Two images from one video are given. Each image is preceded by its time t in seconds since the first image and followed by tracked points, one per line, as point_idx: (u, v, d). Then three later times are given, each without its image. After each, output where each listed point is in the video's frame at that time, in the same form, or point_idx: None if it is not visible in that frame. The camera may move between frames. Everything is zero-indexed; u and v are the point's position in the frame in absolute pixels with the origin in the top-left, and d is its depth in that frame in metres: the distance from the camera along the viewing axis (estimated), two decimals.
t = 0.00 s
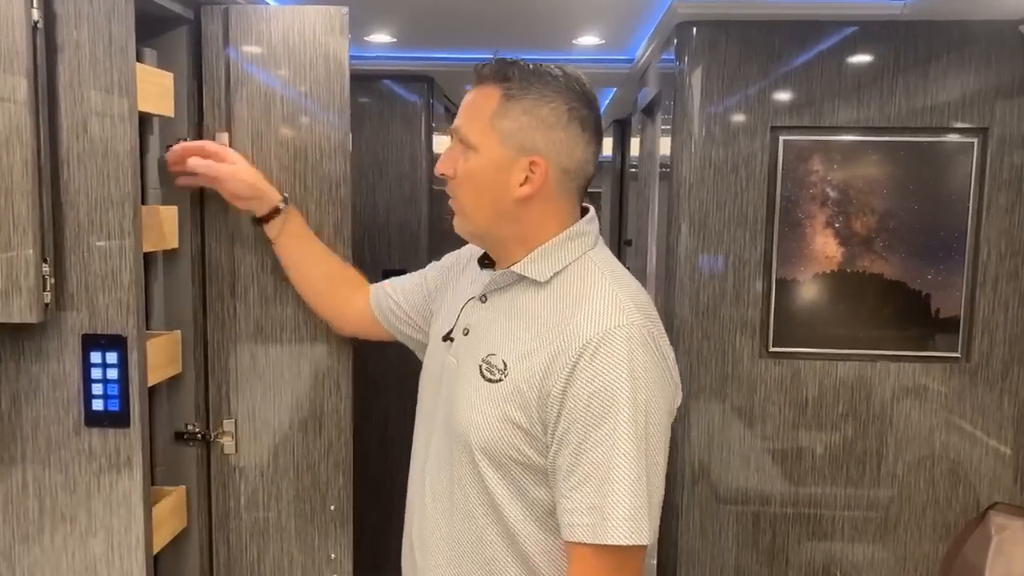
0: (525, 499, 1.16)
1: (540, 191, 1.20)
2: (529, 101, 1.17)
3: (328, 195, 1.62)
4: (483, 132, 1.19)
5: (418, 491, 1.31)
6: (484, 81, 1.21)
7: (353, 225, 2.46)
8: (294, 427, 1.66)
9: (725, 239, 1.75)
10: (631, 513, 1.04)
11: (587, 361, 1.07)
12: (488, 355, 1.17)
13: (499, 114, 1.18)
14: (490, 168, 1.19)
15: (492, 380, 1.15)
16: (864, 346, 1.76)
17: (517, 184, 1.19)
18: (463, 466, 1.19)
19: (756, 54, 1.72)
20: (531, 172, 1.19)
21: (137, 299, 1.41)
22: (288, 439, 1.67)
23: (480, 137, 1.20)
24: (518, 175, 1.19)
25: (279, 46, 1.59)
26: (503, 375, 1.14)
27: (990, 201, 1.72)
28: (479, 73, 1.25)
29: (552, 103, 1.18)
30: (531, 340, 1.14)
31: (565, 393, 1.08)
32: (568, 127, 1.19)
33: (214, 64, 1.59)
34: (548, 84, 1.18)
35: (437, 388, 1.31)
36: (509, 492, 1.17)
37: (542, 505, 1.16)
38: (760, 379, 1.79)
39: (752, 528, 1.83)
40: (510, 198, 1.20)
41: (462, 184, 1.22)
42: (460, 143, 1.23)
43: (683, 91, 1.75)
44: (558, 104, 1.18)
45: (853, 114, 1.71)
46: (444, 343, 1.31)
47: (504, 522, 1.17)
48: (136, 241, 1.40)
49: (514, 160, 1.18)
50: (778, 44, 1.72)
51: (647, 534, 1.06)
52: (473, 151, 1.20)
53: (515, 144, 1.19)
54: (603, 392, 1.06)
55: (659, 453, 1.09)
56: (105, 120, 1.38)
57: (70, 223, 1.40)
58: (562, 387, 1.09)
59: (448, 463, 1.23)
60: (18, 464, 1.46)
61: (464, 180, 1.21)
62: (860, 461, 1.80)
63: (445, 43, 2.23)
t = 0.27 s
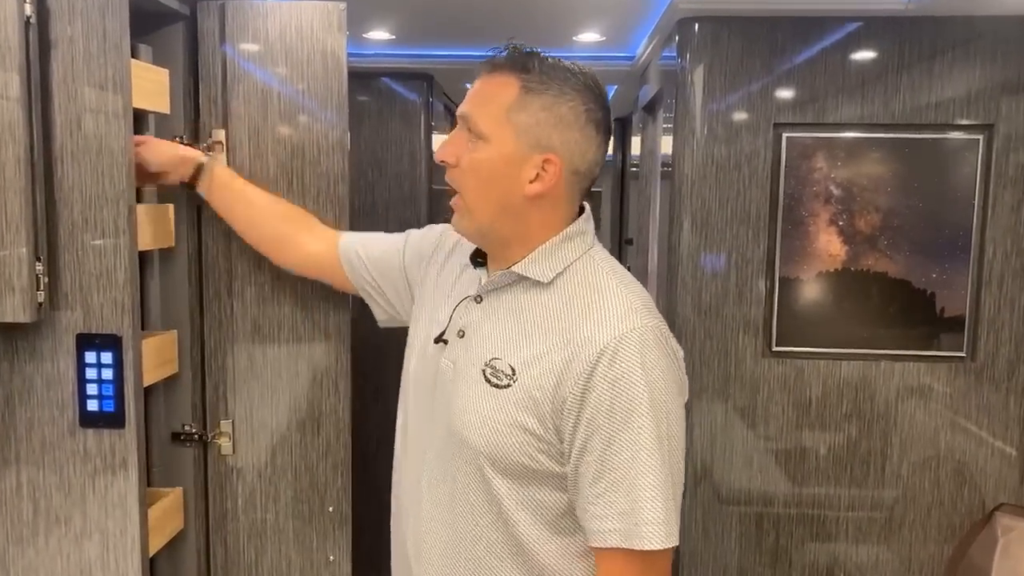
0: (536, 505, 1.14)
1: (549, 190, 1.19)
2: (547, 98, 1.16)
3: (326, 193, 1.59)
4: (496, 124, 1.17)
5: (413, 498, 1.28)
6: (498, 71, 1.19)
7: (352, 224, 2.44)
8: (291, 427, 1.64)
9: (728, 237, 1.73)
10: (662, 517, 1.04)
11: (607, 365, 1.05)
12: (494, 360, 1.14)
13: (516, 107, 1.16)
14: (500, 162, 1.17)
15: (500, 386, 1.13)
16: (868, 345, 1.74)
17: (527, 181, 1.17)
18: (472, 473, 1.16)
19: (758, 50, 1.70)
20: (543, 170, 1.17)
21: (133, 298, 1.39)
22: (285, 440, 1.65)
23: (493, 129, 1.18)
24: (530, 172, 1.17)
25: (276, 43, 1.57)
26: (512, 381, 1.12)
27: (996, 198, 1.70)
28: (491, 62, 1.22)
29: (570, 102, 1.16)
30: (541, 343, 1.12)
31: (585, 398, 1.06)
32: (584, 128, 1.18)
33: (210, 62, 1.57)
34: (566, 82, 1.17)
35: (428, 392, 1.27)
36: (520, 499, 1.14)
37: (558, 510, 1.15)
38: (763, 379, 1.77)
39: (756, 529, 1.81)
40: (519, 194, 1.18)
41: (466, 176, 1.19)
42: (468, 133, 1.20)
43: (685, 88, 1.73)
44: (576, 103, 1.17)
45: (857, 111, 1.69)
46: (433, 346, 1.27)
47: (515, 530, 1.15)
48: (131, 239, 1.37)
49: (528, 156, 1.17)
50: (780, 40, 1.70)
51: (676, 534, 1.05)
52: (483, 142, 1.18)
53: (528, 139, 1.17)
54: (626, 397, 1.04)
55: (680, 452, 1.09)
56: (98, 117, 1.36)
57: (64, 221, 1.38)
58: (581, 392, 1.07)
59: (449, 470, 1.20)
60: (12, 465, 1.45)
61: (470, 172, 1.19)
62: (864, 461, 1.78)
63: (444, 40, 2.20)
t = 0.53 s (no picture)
0: (535, 510, 1.11)
1: (563, 194, 1.16)
2: (568, 101, 1.14)
3: (325, 191, 1.58)
4: (520, 124, 1.11)
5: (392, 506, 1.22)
6: (513, 65, 1.12)
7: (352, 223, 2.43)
8: (290, 427, 1.63)
9: (729, 235, 1.72)
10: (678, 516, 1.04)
11: (617, 366, 1.03)
12: (488, 363, 1.10)
13: (541, 106, 1.11)
14: (521, 164, 1.11)
15: (500, 390, 1.08)
16: (871, 345, 1.73)
17: (546, 183, 1.14)
18: (467, 480, 1.11)
19: (761, 48, 1.69)
20: (561, 172, 1.15)
21: (130, 297, 1.38)
22: (284, 440, 1.63)
23: (513, 128, 1.11)
24: (549, 174, 1.14)
25: (276, 42, 1.56)
26: (514, 384, 1.07)
27: (999, 197, 1.69)
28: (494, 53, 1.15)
29: (582, 106, 1.15)
30: (541, 345, 1.08)
31: (594, 401, 1.04)
32: (591, 130, 1.18)
33: (208, 60, 1.56)
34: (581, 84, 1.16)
35: (407, 395, 1.20)
36: (520, 505, 1.11)
37: (557, 512, 1.12)
38: (765, 379, 1.76)
39: (758, 529, 1.80)
40: (534, 197, 1.14)
41: (480, 175, 1.11)
42: (479, 130, 1.12)
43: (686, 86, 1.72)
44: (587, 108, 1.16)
45: (860, 109, 1.68)
46: (409, 348, 1.21)
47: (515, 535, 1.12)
48: (128, 237, 1.36)
49: (549, 158, 1.13)
50: (782, 38, 1.69)
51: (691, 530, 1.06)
52: (502, 141, 1.11)
53: (547, 141, 1.13)
54: (638, 398, 1.03)
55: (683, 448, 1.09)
56: (95, 114, 1.34)
57: (61, 219, 1.37)
58: (590, 394, 1.04)
59: (438, 477, 1.14)
60: (8, 465, 1.43)
61: (485, 174, 1.11)
62: (867, 462, 1.77)
63: (443, 38, 2.19)
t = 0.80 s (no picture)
0: (501, 511, 1.18)
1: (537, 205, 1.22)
2: (547, 116, 1.18)
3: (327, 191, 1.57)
4: (508, 142, 1.13)
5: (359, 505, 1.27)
6: (498, 79, 1.13)
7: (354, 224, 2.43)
8: (292, 428, 1.63)
9: (731, 236, 1.72)
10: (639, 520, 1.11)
11: (579, 379, 1.09)
12: (453, 372, 1.15)
13: (526, 123, 1.15)
14: (506, 180, 1.15)
15: (465, 398, 1.13)
16: (873, 345, 1.73)
17: (526, 196, 1.19)
18: (434, 484, 1.17)
19: (763, 48, 1.69)
20: (540, 186, 1.19)
21: (132, 297, 1.38)
22: (286, 440, 1.63)
23: (500, 146, 1.13)
24: (530, 187, 1.18)
25: (278, 43, 1.56)
26: (478, 393, 1.13)
27: (1001, 197, 1.69)
28: (471, 63, 1.16)
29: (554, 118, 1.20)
30: (504, 356, 1.13)
31: (558, 412, 1.10)
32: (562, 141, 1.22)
33: (210, 60, 1.56)
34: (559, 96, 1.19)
35: (371, 397, 1.25)
36: (485, 506, 1.17)
37: (522, 512, 1.19)
38: (767, 380, 1.75)
39: (760, 530, 1.80)
40: (514, 210, 1.18)
41: (468, 193, 1.13)
42: (466, 146, 1.13)
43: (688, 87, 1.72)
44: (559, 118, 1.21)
45: (862, 110, 1.68)
46: (375, 351, 1.26)
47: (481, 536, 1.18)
48: (130, 237, 1.36)
49: (531, 173, 1.17)
50: (785, 38, 1.69)
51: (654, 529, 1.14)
52: (490, 159, 1.14)
53: (529, 156, 1.17)
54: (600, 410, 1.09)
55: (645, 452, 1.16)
56: (97, 114, 1.34)
57: (63, 219, 1.37)
58: (554, 405, 1.10)
59: (406, 480, 1.19)
60: (10, 465, 1.43)
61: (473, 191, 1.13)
62: (870, 462, 1.77)
63: (446, 39, 2.19)
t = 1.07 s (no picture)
0: (452, 508, 1.19)
1: (478, 210, 1.19)
2: (486, 119, 1.15)
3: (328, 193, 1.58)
4: (429, 143, 1.14)
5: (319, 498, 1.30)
6: (430, 78, 1.14)
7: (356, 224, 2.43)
8: (294, 429, 1.63)
9: (732, 237, 1.72)
10: (584, 527, 1.11)
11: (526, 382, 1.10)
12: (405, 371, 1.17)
13: (456, 124, 1.13)
14: (431, 180, 1.15)
15: (415, 397, 1.15)
16: (873, 346, 1.73)
17: (460, 199, 1.17)
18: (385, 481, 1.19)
19: (764, 49, 1.69)
20: (477, 189, 1.18)
21: (134, 298, 1.38)
22: (287, 441, 1.64)
23: (424, 145, 1.14)
24: (464, 191, 1.17)
25: (279, 45, 1.56)
26: (427, 393, 1.14)
27: (1001, 198, 1.69)
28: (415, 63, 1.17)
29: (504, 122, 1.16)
30: (454, 359, 1.15)
31: (503, 414, 1.11)
32: (514, 146, 1.19)
33: (212, 62, 1.56)
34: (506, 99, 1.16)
35: (333, 391, 1.29)
36: (436, 504, 1.19)
37: (473, 510, 1.20)
38: (767, 380, 1.76)
39: (760, 530, 1.81)
40: (448, 212, 1.17)
41: (394, 189, 1.15)
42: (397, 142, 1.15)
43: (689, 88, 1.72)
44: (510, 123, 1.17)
45: (862, 111, 1.68)
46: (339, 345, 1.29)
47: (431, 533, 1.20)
48: (132, 239, 1.36)
49: (463, 175, 1.16)
50: (785, 39, 1.69)
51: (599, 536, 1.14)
52: (415, 156, 1.14)
53: (465, 159, 1.16)
54: (545, 417, 1.10)
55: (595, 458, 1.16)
56: (99, 116, 1.34)
57: (65, 221, 1.37)
58: (500, 407, 1.11)
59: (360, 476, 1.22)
60: (12, 466, 1.44)
61: (397, 187, 1.15)
62: (869, 463, 1.77)
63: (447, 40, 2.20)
